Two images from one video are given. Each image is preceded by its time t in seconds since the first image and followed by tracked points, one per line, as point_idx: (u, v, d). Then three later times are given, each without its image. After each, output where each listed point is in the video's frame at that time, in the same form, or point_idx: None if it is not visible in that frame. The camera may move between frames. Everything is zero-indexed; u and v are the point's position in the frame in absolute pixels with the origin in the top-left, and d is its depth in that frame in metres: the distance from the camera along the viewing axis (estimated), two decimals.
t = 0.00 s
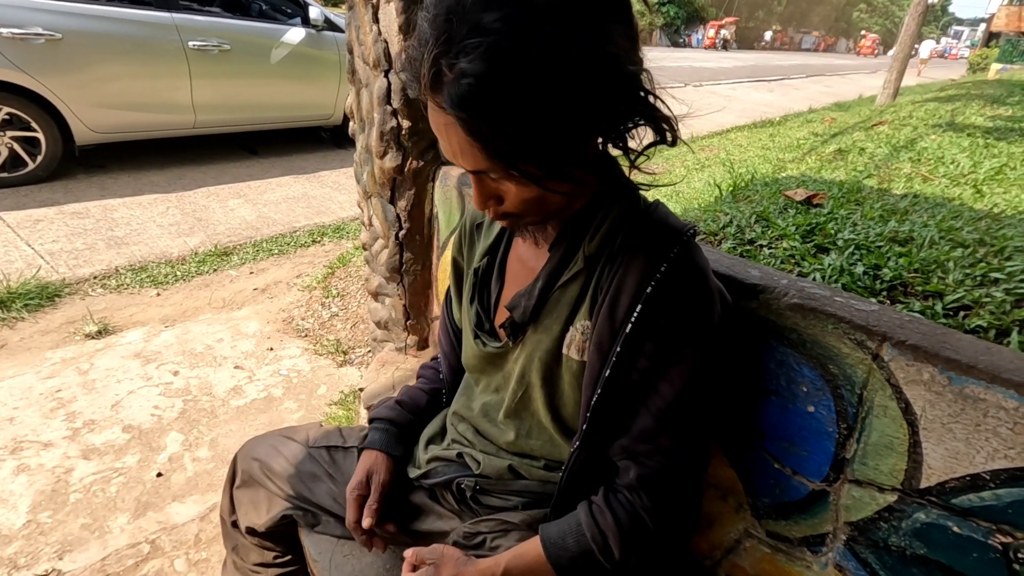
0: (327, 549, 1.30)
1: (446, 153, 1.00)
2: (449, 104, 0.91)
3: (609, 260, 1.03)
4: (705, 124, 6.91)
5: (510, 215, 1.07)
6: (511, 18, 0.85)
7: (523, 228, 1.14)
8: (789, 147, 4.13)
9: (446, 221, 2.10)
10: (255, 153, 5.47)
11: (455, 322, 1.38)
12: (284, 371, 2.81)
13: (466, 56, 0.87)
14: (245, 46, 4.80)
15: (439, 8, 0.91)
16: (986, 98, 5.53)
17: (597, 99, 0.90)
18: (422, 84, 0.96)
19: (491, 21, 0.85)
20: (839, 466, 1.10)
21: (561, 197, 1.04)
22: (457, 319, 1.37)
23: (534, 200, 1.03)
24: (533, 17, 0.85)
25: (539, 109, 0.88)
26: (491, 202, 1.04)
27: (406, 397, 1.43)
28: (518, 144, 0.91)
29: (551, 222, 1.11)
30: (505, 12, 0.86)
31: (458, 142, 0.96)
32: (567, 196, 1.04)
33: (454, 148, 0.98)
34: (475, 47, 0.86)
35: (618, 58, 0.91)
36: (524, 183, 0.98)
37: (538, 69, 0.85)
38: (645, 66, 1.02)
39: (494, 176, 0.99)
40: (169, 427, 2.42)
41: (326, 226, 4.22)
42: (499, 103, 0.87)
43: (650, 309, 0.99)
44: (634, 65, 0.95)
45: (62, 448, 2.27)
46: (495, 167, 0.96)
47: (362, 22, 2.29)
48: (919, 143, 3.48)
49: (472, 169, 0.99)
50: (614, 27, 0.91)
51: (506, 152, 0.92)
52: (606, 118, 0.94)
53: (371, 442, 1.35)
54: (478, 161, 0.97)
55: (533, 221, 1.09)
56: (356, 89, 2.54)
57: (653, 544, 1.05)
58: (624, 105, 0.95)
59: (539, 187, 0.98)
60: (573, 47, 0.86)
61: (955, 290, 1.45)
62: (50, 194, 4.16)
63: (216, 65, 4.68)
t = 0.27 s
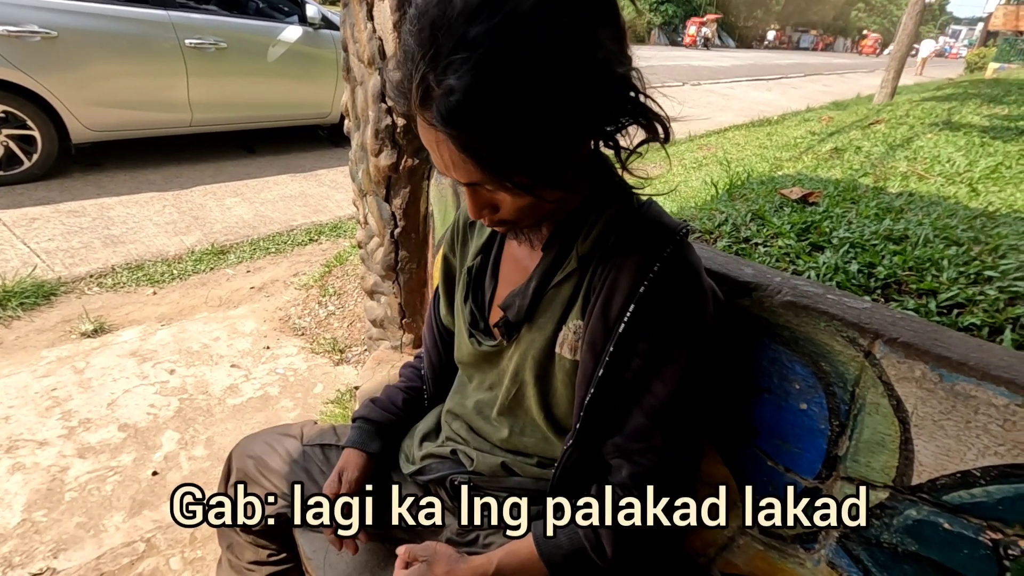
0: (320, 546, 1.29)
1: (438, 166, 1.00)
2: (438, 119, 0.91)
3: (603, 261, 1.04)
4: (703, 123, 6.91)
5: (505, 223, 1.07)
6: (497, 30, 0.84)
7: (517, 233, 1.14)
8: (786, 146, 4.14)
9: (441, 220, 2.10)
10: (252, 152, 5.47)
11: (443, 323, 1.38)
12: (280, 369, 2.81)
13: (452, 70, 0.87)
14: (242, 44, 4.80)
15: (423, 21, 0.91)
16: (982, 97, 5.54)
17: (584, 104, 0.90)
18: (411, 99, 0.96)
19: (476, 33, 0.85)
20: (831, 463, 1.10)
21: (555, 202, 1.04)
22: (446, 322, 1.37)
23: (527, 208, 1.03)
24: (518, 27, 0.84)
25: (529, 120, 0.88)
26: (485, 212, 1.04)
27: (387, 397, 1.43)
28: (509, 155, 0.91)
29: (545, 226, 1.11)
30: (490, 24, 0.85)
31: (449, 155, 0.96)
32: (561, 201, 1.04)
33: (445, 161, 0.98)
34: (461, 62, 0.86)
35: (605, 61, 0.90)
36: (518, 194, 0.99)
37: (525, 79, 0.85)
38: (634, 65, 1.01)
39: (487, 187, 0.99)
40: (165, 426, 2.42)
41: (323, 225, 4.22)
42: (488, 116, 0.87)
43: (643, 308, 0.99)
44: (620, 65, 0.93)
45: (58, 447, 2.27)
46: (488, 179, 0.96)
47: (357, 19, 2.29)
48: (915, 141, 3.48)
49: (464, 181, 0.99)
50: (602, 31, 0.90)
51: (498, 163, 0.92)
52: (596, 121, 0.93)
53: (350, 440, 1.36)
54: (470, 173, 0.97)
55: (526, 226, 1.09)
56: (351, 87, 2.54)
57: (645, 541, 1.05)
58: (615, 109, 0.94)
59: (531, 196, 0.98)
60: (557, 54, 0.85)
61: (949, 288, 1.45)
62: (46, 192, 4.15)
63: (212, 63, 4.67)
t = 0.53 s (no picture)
0: (316, 545, 1.29)
1: (432, 174, 1.01)
2: (430, 130, 0.91)
3: (598, 263, 1.04)
4: (701, 122, 6.91)
5: (501, 227, 1.07)
6: (486, 41, 0.84)
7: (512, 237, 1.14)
8: (784, 145, 4.14)
9: (438, 219, 2.10)
10: (249, 151, 5.46)
11: (440, 322, 1.39)
12: (277, 368, 2.81)
13: (442, 82, 0.87)
14: (239, 43, 4.79)
15: (413, 31, 0.91)
16: (979, 96, 5.56)
17: (577, 111, 0.90)
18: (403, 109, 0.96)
19: (465, 45, 0.85)
20: (826, 462, 1.11)
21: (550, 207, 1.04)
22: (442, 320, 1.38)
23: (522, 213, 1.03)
24: (509, 37, 0.84)
25: (521, 129, 0.88)
26: (481, 218, 1.05)
27: (383, 397, 1.43)
28: (502, 164, 0.91)
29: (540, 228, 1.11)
30: (479, 35, 0.85)
31: (442, 163, 0.97)
32: (555, 205, 1.04)
33: (439, 169, 0.98)
34: (451, 73, 0.86)
35: (597, 67, 0.90)
36: (512, 202, 0.99)
37: (516, 87, 0.85)
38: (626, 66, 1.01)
39: (481, 195, 0.99)
40: (162, 425, 2.42)
41: (320, 224, 4.22)
42: (479, 127, 0.88)
43: (639, 309, 0.99)
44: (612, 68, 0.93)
45: (54, 446, 2.26)
46: (482, 188, 0.97)
47: (353, 18, 2.29)
48: (912, 141, 3.49)
49: (458, 188, 1.00)
50: (590, 38, 0.89)
51: (490, 171, 0.92)
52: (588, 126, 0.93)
53: (348, 442, 1.36)
54: (464, 182, 0.97)
55: (521, 230, 1.10)
56: (348, 85, 2.54)
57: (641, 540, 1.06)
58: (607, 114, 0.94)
59: (525, 203, 0.99)
60: (547, 62, 0.85)
61: (944, 287, 1.45)
62: (43, 191, 4.15)
63: (210, 62, 4.66)
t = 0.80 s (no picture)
0: (315, 545, 1.30)
1: (430, 151, 1.00)
2: (431, 102, 0.91)
3: (596, 261, 1.04)
4: (699, 122, 6.91)
5: (495, 213, 1.07)
6: (493, 19, 0.84)
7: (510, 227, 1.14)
8: (782, 144, 4.14)
9: (436, 218, 2.10)
10: (247, 150, 5.45)
11: (438, 322, 1.39)
12: (276, 368, 2.81)
13: (447, 55, 0.87)
14: (237, 42, 4.79)
15: (422, 6, 0.90)
16: (977, 96, 5.56)
17: (578, 102, 0.90)
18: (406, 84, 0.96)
19: (473, 20, 0.85)
20: (824, 460, 1.11)
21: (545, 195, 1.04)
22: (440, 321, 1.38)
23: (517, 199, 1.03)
24: (515, 19, 0.84)
25: (522, 111, 0.88)
26: (475, 201, 1.05)
27: (381, 397, 1.43)
28: (501, 145, 0.91)
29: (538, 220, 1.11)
30: (487, 11, 0.84)
31: (440, 139, 0.96)
32: (551, 194, 1.04)
33: (437, 146, 0.98)
34: (456, 47, 0.86)
35: (602, 60, 0.90)
36: (507, 184, 0.99)
37: (519, 69, 0.85)
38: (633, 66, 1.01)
39: (477, 175, 0.99)
40: (159, 424, 2.41)
41: (318, 223, 4.21)
42: (480, 104, 0.87)
43: (637, 308, 0.99)
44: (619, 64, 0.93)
45: (52, 446, 2.26)
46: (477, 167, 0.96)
47: (351, 17, 2.28)
48: (910, 140, 3.49)
49: (455, 168, 1.00)
50: (598, 31, 0.89)
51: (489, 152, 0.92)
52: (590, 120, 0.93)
53: (348, 441, 1.36)
54: (462, 160, 0.97)
55: (519, 219, 1.09)
56: (346, 84, 2.53)
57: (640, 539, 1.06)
58: (611, 110, 0.94)
59: (521, 187, 0.98)
60: (552, 49, 0.85)
61: (942, 286, 1.45)
62: (40, 190, 4.14)
63: (207, 61, 4.65)
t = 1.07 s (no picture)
0: (314, 545, 1.27)
1: (435, 101, 1.02)
2: (443, 41, 0.93)
3: (599, 257, 1.04)
4: (698, 121, 6.91)
5: (485, 181, 1.07)
6: None
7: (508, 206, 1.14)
8: (781, 144, 4.14)
9: (436, 217, 2.10)
10: (245, 149, 5.44)
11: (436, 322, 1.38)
12: (274, 368, 2.80)
13: None
14: (235, 41, 4.78)
15: None
16: (975, 95, 5.57)
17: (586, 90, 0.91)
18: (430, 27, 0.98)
19: None
20: (824, 460, 1.11)
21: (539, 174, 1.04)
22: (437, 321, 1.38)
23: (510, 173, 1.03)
24: None
25: (530, 71, 0.89)
26: (467, 162, 1.05)
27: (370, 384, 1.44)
28: (505, 102, 0.91)
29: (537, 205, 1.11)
30: None
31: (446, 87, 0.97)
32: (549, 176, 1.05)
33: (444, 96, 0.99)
34: None
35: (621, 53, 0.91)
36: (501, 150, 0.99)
37: (536, 32, 0.86)
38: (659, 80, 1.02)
39: (474, 134, 1.00)
40: (157, 425, 2.41)
41: (317, 223, 4.21)
42: (490, 54, 0.89)
43: (639, 305, 0.99)
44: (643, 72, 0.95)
45: (49, 446, 2.25)
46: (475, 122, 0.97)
47: (350, 16, 2.28)
48: (908, 140, 3.49)
49: (455, 120, 1.00)
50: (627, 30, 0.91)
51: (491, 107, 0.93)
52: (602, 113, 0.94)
53: (331, 421, 1.37)
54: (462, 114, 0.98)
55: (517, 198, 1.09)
56: (345, 84, 2.53)
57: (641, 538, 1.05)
58: (625, 106, 0.95)
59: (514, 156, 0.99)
60: (558, 41, 0.87)
61: (941, 285, 1.45)
62: (37, 190, 4.13)
63: (205, 60, 4.65)
